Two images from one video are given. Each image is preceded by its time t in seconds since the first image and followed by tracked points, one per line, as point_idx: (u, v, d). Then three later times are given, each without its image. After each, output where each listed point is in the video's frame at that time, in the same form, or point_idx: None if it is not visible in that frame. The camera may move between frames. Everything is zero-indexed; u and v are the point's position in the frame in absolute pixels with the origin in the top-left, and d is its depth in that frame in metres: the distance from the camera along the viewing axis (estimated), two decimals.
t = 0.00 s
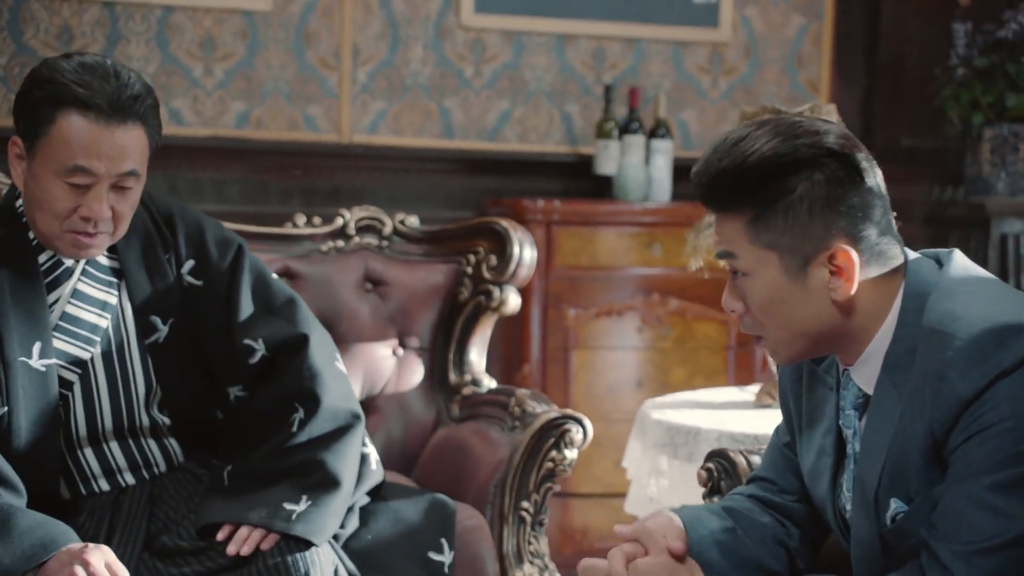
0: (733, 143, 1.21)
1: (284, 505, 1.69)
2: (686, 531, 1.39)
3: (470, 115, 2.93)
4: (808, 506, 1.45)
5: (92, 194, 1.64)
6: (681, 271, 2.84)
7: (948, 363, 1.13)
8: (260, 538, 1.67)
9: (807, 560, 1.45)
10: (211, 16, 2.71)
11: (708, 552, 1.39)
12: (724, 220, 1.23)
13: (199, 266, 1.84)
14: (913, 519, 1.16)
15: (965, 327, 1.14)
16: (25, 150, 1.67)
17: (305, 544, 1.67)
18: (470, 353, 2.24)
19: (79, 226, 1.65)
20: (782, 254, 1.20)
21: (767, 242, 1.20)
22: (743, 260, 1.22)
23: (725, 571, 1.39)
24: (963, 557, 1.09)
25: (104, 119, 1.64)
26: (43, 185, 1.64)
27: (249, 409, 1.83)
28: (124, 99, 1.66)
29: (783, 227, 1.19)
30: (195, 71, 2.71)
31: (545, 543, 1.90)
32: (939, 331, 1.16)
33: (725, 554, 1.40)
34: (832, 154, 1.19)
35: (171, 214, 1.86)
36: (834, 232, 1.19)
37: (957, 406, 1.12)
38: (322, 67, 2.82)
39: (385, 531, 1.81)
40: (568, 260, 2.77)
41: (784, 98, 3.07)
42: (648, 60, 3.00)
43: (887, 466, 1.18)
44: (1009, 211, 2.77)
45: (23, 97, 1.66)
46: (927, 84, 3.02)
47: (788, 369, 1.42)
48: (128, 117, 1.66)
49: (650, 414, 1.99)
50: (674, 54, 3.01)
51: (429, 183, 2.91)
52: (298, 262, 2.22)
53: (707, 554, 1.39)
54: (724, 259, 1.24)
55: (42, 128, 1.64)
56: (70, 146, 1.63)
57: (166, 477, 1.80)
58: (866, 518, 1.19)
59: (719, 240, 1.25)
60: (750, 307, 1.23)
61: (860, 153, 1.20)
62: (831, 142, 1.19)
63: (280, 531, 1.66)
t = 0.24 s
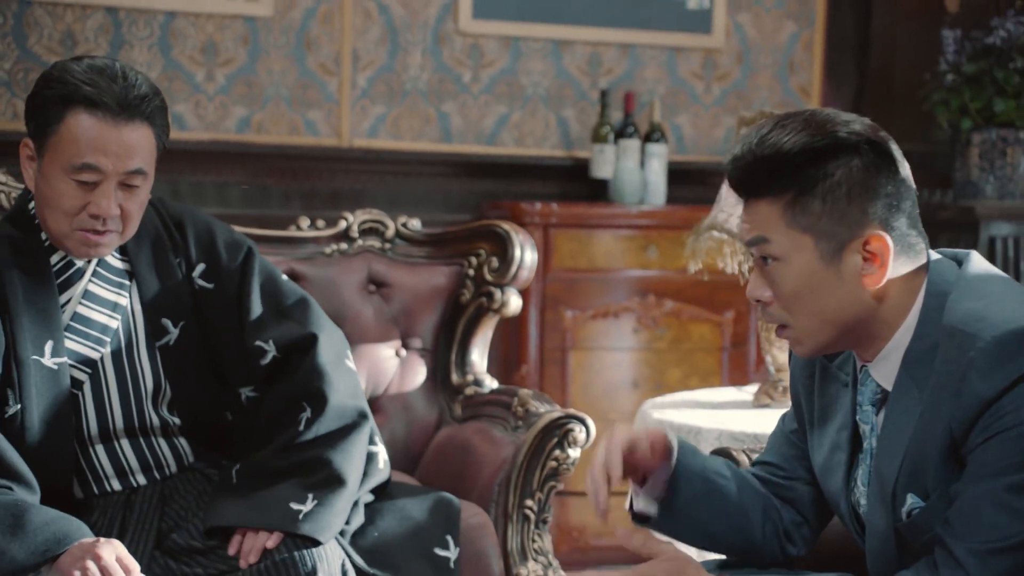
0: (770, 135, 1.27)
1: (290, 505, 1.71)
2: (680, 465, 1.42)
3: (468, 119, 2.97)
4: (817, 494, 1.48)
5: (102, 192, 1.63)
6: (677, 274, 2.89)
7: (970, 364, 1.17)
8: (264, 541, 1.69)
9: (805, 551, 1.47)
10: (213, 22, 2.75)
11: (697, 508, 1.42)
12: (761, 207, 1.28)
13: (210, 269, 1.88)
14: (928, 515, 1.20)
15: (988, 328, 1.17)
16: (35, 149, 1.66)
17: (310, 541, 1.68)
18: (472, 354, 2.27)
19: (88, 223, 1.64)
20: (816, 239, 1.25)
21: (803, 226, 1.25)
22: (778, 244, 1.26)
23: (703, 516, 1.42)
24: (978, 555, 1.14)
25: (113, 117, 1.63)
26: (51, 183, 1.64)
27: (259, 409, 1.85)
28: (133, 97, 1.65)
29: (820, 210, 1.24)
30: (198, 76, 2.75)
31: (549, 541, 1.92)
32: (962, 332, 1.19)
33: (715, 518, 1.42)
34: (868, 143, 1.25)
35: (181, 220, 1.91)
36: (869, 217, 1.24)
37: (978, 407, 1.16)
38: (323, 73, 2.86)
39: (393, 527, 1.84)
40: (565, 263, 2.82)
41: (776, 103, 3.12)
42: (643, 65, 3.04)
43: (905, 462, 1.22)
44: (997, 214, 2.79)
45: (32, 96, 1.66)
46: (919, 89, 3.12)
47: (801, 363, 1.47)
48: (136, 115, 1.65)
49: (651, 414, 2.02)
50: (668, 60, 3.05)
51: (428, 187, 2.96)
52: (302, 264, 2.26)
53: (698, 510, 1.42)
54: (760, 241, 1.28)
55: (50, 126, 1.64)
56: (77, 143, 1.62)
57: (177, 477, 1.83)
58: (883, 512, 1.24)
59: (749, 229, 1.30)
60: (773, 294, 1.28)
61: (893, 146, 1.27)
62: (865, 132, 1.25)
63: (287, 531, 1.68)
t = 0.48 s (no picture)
0: (765, 140, 1.31)
1: (301, 505, 1.74)
2: (714, 439, 1.40)
3: (465, 123, 3.01)
4: (818, 498, 1.48)
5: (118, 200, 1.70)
6: (672, 274, 2.93)
7: (969, 361, 1.21)
8: (274, 534, 1.73)
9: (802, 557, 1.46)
10: (214, 27, 2.79)
11: (719, 489, 1.39)
12: (759, 211, 1.32)
13: (220, 272, 1.92)
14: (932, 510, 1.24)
15: (984, 326, 1.22)
16: (51, 156, 1.73)
17: (320, 542, 1.72)
18: (472, 354, 2.31)
19: (104, 230, 1.71)
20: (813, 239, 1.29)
21: (801, 226, 1.29)
22: (778, 246, 1.31)
23: (727, 502, 1.39)
24: (983, 548, 1.17)
25: (129, 126, 1.70)
26: (68, 190, 1.70)
27: (268, 410, 1.89)
28: (148, 107, 1.72)
29: (816, 210, 1.29)
30: (198, 80, 2.79)
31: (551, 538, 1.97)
32: (957, 330, 1.24)
33: (733, 505, 1.39)
34: (859, 146, 1.30)
35: (192, 221, 1.95)
36: (864, 216, 1.28)
37: (977, 403, 1.19)
38: (321, 77, 2.89)
39: (398, 526, 1.88)
40: (561, 264, 2.86)
41: (767, 108, 3.17)
42: (637, 70, 3.08)
43: (909, 459, 1.26)
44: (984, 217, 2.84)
45: (50, 105, 1.72)
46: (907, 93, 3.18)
47: (797, 368, 1.51)
48: (151, 124, 1.72)
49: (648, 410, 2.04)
50: (661, 64, 3.10)
51: (425, 190, 3.00)
52: (304, 266, 2.29)
53: (718, 491, 1.39)
54: (757, 244, 1.32)
55: (68, 135, 1.70)
56: (94, 152, 1.69)
57: (186, 478, 1.87)
58: (886, 507, 1.28)
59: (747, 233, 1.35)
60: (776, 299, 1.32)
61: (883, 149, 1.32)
62: (856, 135, 1.30)
63: (295, 530, 1.71)
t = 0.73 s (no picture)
0: (742, 152, 1.29)
1: (317, 506, 1.80)
2: (731, 431, 1.45)
3: (462, 126, 3.05)
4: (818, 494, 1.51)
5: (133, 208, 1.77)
6: (667, 275, 2.98)
7: (951, 355, 1.19)
8: (287, 531, 1.78)
9: (803, 553, 1.48)
10: (214, 31, 2.81)
11: (732, 484, 1.42)
12: (740, 222, 1.29)
13: (238, 274, 2.00)
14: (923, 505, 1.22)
15: (964, 320, 1.21)
16: (68, 164, 1.79)
17: (332, 544, 1.77)
18: (473, 354, 2.35)
19: (121, 238, 1.78)
20: (793, 245, 1.26)
21: (780, 234, 1.26)
22: (759, 255, 1.28)
23: (739, 497, 1.42)
24: (974, 540, 1.14)
25: (145, 135, 1.76)
26: (86, 198, 1.77)
27: (284, 411, 1.96)
28: (164, 115, 1.79)
29: (794, 217, 1.26)
30: (199, 84, 2.82)
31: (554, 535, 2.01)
32: (939, 325, 1.23)
33: (745, 498, 1.42)
34: (835, 152, 1.27)
35: (211, 222, 2.02)
36: (842, 220, 1.25)
37: (961, 396, 1.18)
38: (320, 80, 2.93)
39: (405, 523, 1.91)
40: (558, 266, 2.90)
41: (760, 111, 3.22)
42: (632, 74, 3.13)
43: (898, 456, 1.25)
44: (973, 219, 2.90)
45: (66, 113, 1.79)
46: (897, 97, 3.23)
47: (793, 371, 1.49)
48: (165, 134, 1.79)
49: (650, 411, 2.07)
50: (655, 69, 3.14)
51: (423, 192, 3.03)
52: (308, 267, 2.32)
53: (731, 485, 1.42)
54: (740, 254, 1.29)
55: (85, 143, 1.77)
56: (111, 161, 1.75)
57: (198, 479, 1.95)
58: (878, 504, 1.26)
59: (729, 246, 1.32)
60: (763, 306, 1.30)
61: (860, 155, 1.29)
62: (831, 143, 1.27)
63: (310, 529, 1.76)
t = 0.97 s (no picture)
0: (742, 154, 1.29)
1: (330, 504, 1.85)
2: (730, 434, 1.45)
3: (461, 128, 3.08)
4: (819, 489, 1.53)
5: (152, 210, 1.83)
6: (663, 275, 3.02)
7: (949, 352, 1.20)
8: (301, 529, 1.83)
9: (808, 549, 1.49)
10: (216, 33, 2.84)
11: (733, 483, 1.43)
12: (740, 224, 1.29)
13: (249, 272, 2.06)
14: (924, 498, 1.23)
15: (962, 318, 1.22)
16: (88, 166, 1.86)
17: (344, 541, 1.82)
18: (475, 352, 2.39)
19: (139, 239, 1.84)
20: (794, 244, 1.26)
21: (780, 234, 1.26)
22: (760, 257, 1.28)
23: (740, 495, 1.43)
24: (976, 533, 1.16)
25: (165, 138, 1.83)
26: (105, 199, 1.84)
27: (296, 408, 2.02)
28: (184, 118, 1.85)
29: (794, 218, 1.26)
30: (200, 86, 2.85)
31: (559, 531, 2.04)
32: (938, 322, 1.23)
33: (746, 499, 1.43)
34: (833, 155, 1.28)
35: (223, 222, 2.09)
36: (841, 220, 1.25)
37: (959, 393, 1.19)
38: (321, 82, 2.96)
39: (413, 519, 1.96)
40: (556, 266, 2.94)
41: (753, 113, 3.26)
42: (628, 77, 3.17)
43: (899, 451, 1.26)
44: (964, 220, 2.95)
45: (88, 115, 1.85)
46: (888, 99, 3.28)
47: (795, 368, 1.49)
48: (184, 138, 1.85)
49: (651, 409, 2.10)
50: (651, 71, 3.18)
51: (422, 193, 3.07)
52: (312, 267, 2.35)
53: (732, 486, 1.43)
54: (742, 255, 1.29)
55: (105, 146, 1.83)
56: (131, 164, 1.82)
57: (211, 474, 2.00)
58: (880, 498, 1.28)
59: (729, 248, 1.32)
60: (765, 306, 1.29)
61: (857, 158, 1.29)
62: (828, 145, 1.28)
63: (323, 527, 1.81)
